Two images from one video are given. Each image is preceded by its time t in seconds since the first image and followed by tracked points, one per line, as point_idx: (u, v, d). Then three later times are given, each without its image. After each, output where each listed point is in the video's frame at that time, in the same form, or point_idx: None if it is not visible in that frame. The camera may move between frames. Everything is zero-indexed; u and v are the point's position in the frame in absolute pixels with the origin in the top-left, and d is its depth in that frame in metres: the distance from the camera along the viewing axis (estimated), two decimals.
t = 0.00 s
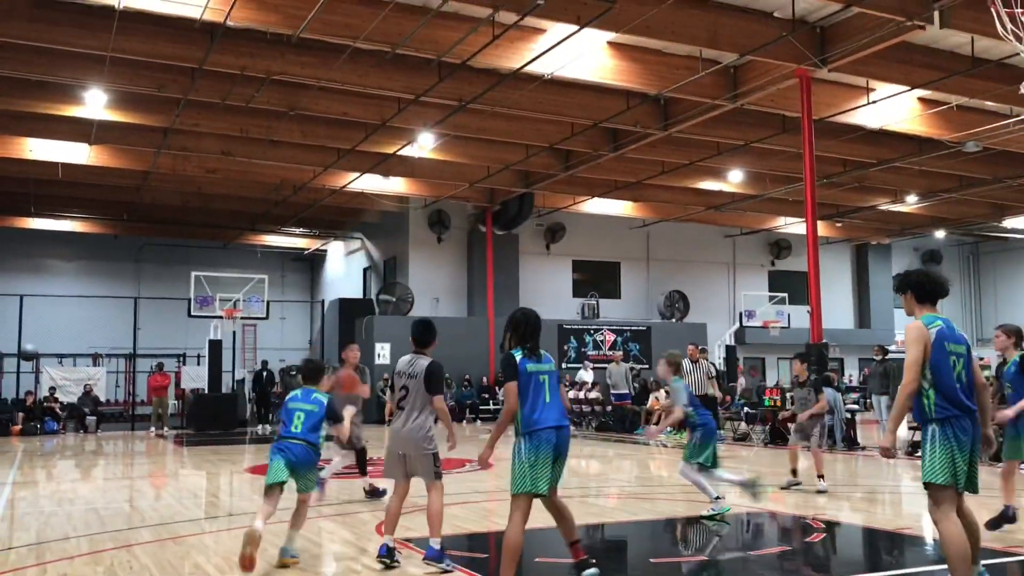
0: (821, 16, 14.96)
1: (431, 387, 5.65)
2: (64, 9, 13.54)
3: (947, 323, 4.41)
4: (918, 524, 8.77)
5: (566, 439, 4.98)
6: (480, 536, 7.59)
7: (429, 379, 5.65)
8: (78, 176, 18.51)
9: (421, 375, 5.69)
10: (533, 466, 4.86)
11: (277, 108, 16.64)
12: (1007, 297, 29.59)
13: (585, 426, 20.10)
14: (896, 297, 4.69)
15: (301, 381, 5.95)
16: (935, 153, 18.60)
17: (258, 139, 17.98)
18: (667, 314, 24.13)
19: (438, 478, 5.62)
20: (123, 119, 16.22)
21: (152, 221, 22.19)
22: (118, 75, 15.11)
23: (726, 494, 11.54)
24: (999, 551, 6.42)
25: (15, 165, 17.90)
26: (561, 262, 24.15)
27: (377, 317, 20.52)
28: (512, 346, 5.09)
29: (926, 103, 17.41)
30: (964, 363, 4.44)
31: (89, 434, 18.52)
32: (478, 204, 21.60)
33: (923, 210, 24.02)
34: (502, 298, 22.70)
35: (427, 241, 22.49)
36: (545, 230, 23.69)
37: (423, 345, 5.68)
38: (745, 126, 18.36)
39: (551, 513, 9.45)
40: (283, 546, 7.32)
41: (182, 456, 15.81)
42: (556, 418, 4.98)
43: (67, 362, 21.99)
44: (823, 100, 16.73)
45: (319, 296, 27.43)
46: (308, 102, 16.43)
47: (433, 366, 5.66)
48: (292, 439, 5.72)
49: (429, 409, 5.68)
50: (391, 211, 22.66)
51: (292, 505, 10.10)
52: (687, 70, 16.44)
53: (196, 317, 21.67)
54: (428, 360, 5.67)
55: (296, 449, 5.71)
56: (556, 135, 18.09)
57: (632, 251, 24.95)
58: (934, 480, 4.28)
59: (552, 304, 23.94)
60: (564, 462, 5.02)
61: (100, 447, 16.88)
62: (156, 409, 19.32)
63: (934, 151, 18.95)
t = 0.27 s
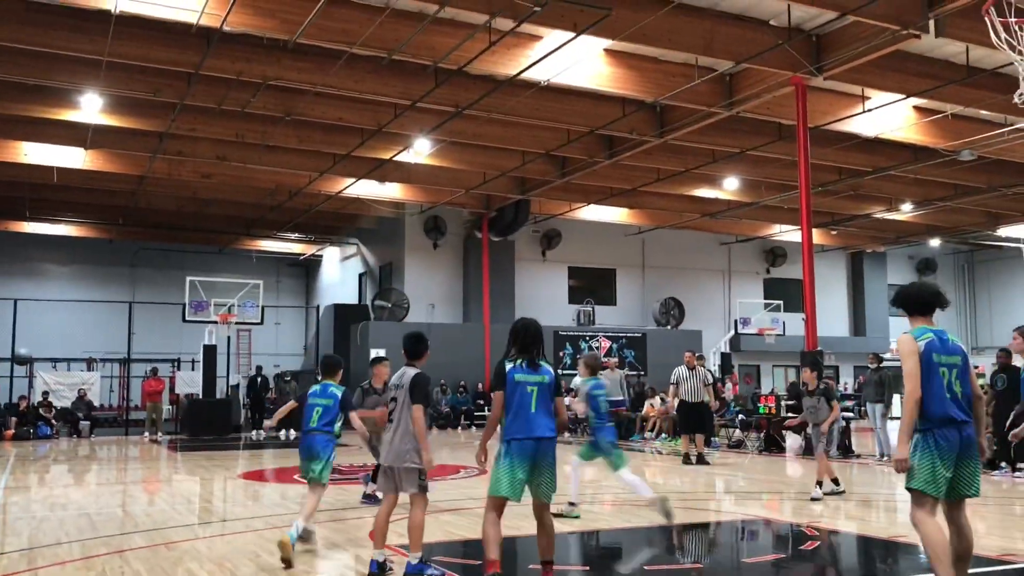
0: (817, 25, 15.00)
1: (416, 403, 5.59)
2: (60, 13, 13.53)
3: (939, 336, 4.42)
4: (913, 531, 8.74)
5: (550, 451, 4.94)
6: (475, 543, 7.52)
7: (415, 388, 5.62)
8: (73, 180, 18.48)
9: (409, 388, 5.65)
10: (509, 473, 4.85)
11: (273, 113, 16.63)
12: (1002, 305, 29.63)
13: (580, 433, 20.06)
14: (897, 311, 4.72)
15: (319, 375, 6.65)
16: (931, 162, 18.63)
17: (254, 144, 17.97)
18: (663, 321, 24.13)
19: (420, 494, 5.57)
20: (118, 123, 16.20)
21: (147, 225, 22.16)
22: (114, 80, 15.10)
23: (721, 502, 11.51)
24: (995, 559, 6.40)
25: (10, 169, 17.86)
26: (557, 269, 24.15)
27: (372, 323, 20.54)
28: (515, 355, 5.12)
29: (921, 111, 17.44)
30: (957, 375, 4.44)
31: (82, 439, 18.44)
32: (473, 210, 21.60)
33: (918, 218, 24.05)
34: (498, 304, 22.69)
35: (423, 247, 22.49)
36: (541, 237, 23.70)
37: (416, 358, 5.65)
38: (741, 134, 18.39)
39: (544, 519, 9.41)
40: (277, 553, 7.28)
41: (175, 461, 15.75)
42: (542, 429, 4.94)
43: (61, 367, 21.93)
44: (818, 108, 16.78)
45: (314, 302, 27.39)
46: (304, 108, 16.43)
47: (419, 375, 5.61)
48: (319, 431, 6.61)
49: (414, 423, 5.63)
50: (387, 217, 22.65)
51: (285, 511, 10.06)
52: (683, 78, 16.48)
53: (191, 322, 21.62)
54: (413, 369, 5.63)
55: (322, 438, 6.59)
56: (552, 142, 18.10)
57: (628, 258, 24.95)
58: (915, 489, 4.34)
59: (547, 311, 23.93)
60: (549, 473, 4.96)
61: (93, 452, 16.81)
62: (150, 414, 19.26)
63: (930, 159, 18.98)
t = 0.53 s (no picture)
0: (803, 36, 15.10)
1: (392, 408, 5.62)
2: (47, 16, 13.50)
3: (919, 344, 4.49)
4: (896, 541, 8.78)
5: (509, 454, 4.98)
6: (460, 551, 7.42)
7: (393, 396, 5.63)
8: (59, 183, 18.41)
9: (389, 395, 5.70)
10: (473, 473, 5.04)
11: (261, 118, 16.62)
12: (987, 315, 29.80)
13: (566, 440, 20.05)
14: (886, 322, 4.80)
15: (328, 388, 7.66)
16: (916, 173, 18.75)
17: (241, 149, 17.95)
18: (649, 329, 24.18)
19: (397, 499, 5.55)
20: (105, 127, 16.16)
21: (133, 229, 22.09)
22: (101, 83, 15.07)
23: (706, 510, 11.52)
24: (976, 571, 6.43)
25: None
26: (544, 276, 24.17)
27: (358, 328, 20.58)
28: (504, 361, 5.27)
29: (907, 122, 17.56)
30: (942, 381, 4.49)
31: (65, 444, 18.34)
32: (461, 216, 21.62)
33: (904, 228, 24.20)
34: (485, 311, 22.69)
35: (410, 253, 22.49)
36: (528, 244, 23.73)
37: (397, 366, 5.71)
38: (728, 143, 18.48)
39: (528, 528, 9.41)
40: (259, 561, 7.26)
41: (159, 466, 15.68)
42: (502, 432, 5.03)
43: (45, 370, 21.82)
44: (804, 119, 16.88)
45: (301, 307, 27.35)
46: (292, 113, 16.42)
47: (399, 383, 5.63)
48: (324, 439, 7.51)
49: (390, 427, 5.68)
50: (374, 223, 22.64)
51: (268, 518, 10.02)
52: (670, 87, 16.56)
53: (177, 327, 21.56)
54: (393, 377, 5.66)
55: (325, 445, 7.49)
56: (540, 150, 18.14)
57: (616, 266, 25.00)
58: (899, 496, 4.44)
59: (535, 318, 23.95)
60: (513, 475, 4.96)
61: (76, 457, 16.71)
62: (134, 420, 19.18)
63: (915, 170, 19.11)
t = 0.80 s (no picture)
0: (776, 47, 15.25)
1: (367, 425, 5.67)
2: (17, 15, 13.37)
3: (909, 364, 4.61)
4: (863, 549, 8.84)
5: (437, 461, 5.05)
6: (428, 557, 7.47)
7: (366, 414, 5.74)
8: (29, 184, 18.21)
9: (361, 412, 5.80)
10: (404, 476, 5.19)
11: (234, 121, 16.54)
12: (955, 324, 30.19)
13: (539, 446, 20.06)
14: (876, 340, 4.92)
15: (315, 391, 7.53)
16: (886, 184, 18.97)
17: (215, 152, 17.86)
18: (623, 336, 24.28)
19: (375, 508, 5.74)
20: (76, 128, 16.01)
21: (104, 230, 21.88)
22: (73, 84, 14.94)
23: (677, 517, 11.57)
24: None
25: None
26: (519, 282, 24.19)
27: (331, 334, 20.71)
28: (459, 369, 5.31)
29: (877, 134, 17.76)
30: (931, 401, 4.60)
31: (32, 448, 18.11)
32: (435, 222, 21.61)
33: (874, 239, 24.47)
34: (460, 318, 22.70)
35: (384, 258, 22.46)
36: (503, 250, 23.76)
37: (368, 385, 5.78)
38: (702, 152, 18.62)
39: (496, 535, 9.42)
40: (227, 567, 7.23)
41: (127, 471, 15.51)
42: (433, 439, 5.09)
43: (12, 373, 21.55)
44: (777, 129, 17.05)
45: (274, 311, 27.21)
46: (267, 116, 16.35)
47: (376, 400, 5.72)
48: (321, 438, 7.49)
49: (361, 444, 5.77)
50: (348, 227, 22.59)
51: (237, 524, 9.94)
52: (645, 96, 16.67)
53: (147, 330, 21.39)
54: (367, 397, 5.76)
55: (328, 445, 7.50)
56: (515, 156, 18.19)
57: (590, 273, 25.09)
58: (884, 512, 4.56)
59: (509, 325, 23.97)
60: (440, 482, 5.04)
61: (43, 462, 16.51)
62: (103, 424, 18.98)
63: (885, 181, 19.33)
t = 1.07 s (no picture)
0: (735, 54, 15.40)
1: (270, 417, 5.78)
2: None
3: (916, 370, 4.65)
4: (813, 551, 8.91)
5: (366, 453, 5.09)
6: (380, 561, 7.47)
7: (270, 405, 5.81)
8: None
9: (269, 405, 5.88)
10: (339, 469, 5.26)
11: (191, 118, 16.32)
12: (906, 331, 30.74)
13: (496, 449, 20.02)
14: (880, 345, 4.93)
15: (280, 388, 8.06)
16: (841, 191, 19.26)
17: (170, 148, 17.60)
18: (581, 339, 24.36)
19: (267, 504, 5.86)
20: (28, 121, 15.69)
21: (56, 226, 21.48)
22: (24, 76, 14.63)
23: (632, 519, 11.61)
24: None
25: None
26: (478, 284, 24.17)
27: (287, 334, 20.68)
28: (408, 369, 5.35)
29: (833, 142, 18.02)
30: (934, 407, 4.66)
31: None
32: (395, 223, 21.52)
33: (830, 245, 24.83)
34: (418, 320, 22.63)
35: (342, 259, 22.32)
36: (462, 252, 23.73)
37: (278, 377, 5.96)
38: (661, 157, 18.75)
39: (447, 537, 9.38)
40: (174, 570, 7.10)
41: (76, 472, 15.20)
42: (368, 434, 5.14)
43: None
44: (734, 136, 17.22)
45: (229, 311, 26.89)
46: (224, 113, 16.14)
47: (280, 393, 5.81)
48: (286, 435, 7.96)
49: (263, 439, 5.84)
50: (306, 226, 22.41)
51: (186, 527, 9.78)
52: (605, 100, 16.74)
53: (99, 328, 21.07)
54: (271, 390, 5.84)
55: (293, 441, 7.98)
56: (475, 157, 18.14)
57: (549, 276, 25.14)
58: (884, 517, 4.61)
59: (468, 327, 23.93)
60: (369, 475, 5.08)
61: None
62: (52, 424, 18.60)
63: (840, 189, 19.64)
